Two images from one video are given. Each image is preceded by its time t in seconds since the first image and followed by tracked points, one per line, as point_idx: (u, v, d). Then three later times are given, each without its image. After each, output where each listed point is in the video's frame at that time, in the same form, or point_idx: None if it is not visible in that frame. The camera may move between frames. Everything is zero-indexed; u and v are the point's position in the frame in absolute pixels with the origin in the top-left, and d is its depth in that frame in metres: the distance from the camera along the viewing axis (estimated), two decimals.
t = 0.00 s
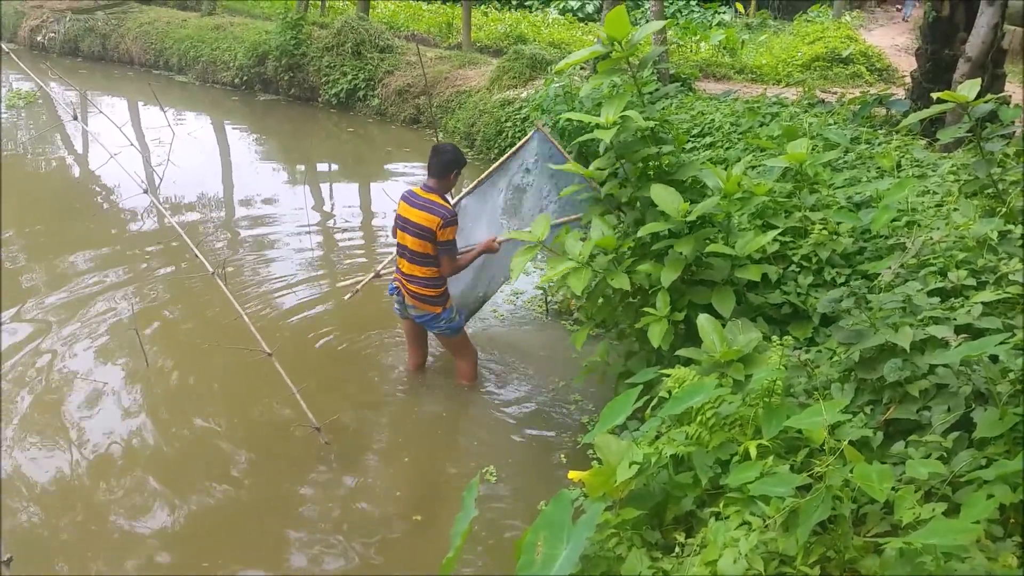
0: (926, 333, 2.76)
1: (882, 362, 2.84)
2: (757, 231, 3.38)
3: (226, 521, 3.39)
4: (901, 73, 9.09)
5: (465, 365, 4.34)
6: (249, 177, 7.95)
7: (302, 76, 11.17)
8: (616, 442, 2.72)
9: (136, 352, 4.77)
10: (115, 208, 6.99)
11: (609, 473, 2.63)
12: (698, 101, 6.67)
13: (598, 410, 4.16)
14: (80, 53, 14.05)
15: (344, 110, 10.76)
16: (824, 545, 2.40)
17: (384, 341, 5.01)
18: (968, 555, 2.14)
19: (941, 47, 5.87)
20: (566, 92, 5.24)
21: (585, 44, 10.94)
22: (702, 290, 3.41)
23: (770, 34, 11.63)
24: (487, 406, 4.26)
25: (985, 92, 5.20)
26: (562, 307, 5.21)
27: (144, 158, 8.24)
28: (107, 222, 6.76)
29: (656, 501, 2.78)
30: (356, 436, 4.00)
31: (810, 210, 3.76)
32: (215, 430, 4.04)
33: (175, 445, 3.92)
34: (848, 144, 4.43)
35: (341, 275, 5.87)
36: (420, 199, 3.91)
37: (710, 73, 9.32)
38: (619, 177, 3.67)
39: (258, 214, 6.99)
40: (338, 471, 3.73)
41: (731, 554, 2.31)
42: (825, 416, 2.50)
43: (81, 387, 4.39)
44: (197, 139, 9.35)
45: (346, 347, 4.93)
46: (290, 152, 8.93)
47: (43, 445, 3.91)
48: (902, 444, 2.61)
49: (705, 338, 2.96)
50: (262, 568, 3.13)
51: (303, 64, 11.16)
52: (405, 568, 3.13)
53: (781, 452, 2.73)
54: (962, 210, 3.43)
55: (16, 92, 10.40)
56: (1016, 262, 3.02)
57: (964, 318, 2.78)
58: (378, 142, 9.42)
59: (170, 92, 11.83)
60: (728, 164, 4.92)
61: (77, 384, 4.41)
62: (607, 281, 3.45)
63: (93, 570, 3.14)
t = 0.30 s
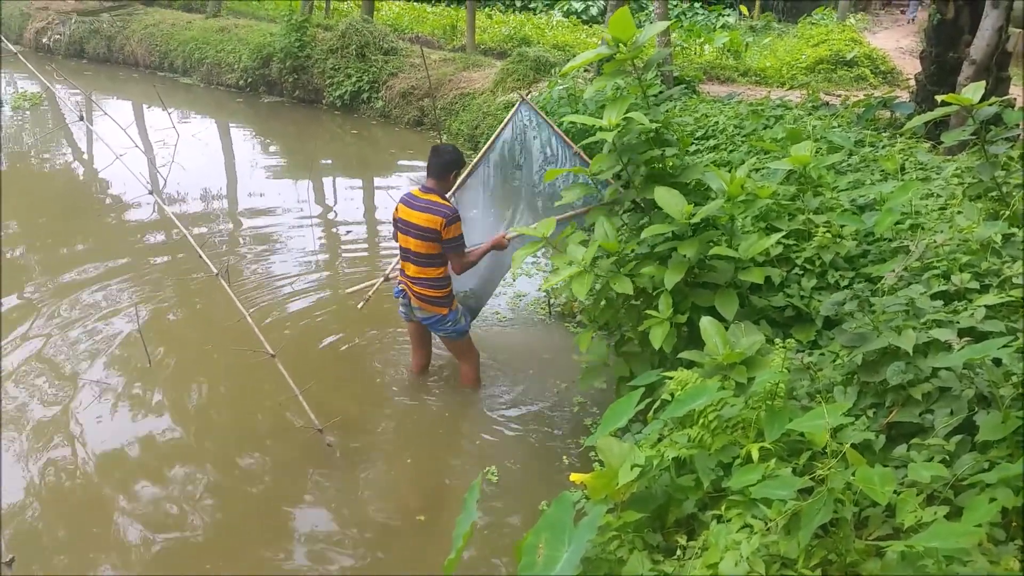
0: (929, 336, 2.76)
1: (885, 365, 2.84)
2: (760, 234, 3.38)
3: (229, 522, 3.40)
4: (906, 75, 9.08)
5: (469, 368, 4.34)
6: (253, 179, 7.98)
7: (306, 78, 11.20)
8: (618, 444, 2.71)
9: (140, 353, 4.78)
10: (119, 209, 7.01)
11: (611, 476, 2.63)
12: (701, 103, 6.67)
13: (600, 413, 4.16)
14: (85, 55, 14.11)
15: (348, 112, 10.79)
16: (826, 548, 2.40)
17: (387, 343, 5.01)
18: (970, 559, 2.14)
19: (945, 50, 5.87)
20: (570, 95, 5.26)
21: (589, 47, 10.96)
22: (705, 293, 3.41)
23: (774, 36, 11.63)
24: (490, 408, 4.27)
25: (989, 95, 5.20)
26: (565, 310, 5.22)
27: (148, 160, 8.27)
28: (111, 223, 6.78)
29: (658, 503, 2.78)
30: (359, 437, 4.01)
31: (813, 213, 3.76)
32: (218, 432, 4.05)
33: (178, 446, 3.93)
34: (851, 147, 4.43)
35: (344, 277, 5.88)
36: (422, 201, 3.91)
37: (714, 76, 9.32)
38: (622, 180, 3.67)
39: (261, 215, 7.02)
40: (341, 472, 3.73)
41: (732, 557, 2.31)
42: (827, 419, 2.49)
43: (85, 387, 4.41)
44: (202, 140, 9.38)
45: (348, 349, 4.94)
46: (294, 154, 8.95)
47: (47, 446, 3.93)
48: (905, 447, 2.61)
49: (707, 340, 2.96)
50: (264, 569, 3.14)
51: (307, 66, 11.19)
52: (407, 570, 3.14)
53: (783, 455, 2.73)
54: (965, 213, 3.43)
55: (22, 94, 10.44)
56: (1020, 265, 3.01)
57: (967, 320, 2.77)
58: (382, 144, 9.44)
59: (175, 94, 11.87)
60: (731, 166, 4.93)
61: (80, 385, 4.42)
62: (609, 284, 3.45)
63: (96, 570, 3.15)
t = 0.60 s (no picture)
0: (926, 341, 2.76)
1: (882, 370, 2.85)
2: (757, 239, 3.39)
3: (225, 525, 3.40)
4: (903, 81, 9.11)
5: (468, 371, 4.34)
6: (251, 183, 7.98)
7: (305, 82, 11.22)
8: (615, 449, 2.71)
9: (136, 356, 4.77)
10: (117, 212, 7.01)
11: (608, 480, 2.63)
12: (699, 109, 6.69)
13: (598, 417, 4.16)
14: (84, 58, 14.13)
15: (346, 116, 10.80)
16: (822, 553, 2.40)
17: (385, 347, 5.01)
18: (966, 564, 2.14)
19: (942, 56, 5.90)
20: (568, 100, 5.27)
21: (588, 52, 11.00)
22: (702, 297, 3.42)
23: (772, 42, 11.67)
24: (487, 412, 4.28)
25: (986, 102, 5.22)
26: (563, 314, 5.22)
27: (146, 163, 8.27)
28: (109, 226, 6.77)
29: (655, 508, 2.78)
30: (357, 441, 4.01)
31: (811, 218, 3.77)
32: (215, 435, 4.04)
33: (175, 450, 3.92)
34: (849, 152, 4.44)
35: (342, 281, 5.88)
36: (416, 206, 3.91)
37: (712, 81, 9.35)
38: (621, 184, 3.67)
39: (260, 219, 7.02)
40: (337, 476, 3.73)
41: (729, 562, 2.31)
42: (824, 424, 2.49)
43: (80, 390, 4.39)
44: (200, 144, 9.39)
45: (346, 354, 4.93)
46: (293, 157, 8.96)
47: (43, 449, 3.91)
48: (902, 453, 2.61)
49: (705, 345, 2.97)
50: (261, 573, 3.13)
51: (306, 70, 11.21)
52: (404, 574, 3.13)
53: (780, 460, 2.73)
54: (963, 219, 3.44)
55: (20, 97, 10.45)
56: (1016, 271, 3.02)
57: (964, 326, 2.78)
58: (380, 148, 9.45)
59: (173, 98, 11.88)
60: (729, 172, 4.94)
61: (77, 388, 4.41)
62: (607, 288, 3.46)
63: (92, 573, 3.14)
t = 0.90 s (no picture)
0: (931, 340, 2.76)
1: (886, 369, 2.84)
2: (761, 237, 3.38)
3: (229, 522, 3.40)
4: (907, 80, 9.09)
5: (471, 367, 4.34)
6: (255, 179, 7.97)
7: (308, 78, 11.21)
8: (618, 447, 2.72)
9: (139, 352, 4.78)
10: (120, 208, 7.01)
11: (612, 478, 2.64)
12: (703, 106, 6.68)
13: (601, 414, 4.16)
14: (87, 53, 14.14)
15: (349, 113, 10.80)
16: (826, 552, 2.40)
17: (388, 343, 5.02)
18: (970, 564, 2.14)
19: (947, 54, 5.89)
20: (572, 97, 5.26)
21: (591, 49, 10.98)
22: (706, 295, 3.41)
23: (776, 39, 11.65)
24: (490, 409, 4.28)
25: (991, 100, 5.21)
26: (566, 311, 5.22)
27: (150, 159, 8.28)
28: (112, 222, 6.78)
29: (658, 506, 2.79)
30: (359, 438, 4.01)
31: (815, 216, 3.76)
32: (219, 431, 4.05)
33: (179, 446, 3.93)
34: (853, 151, 4.44)
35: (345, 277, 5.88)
36: (414, 202, 3.91)
37: (715, 79, 9.33)
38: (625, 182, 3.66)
39: (263, 215, 7.01)
40: (341, 473, 3.73)
41: (733, 560, 2.31)
42: (828, 423, 2.49)
43: (85, 387, 4.40)
44: (203, 140, 9.39)
45: (349, 351, 4.93)
46: (296, 154, 8.96)
47: (47, 444, 3.92)
48: (906, 452, 2.61)
49: (709, 343, 2.96)
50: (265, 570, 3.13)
51: (309, 67, 11.20)
52: (407, 571, 3.14)
53: (783, 459, 2.73)
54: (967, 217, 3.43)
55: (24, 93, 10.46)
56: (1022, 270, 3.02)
57: (969, 325, 2.78)
58: (383, 145, 9.44)
59: (176, 94, 11.87)
60: (733, 169, 4.93)
61: (80, 384, 4.42)
62: (610, 286, 3.46)
63: (95, 569, 3.14)
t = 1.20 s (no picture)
0: (938, 346, 2.75)
1: (893, 374, 2.83)
2: (768, 241, 3.38)
3: (234, 522, 3.41)
4: (915, 85, 9.07)
5: (474, 370, 4.35)
6: (262, 181, 8.00)
7: (315, 81, 11.25)
8: (624, 451, 2.71)
9: (146, 353, 4.80)
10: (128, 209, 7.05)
11: (617, 482, 2.63)
12: (710, 111, 6.68)
13: (606, 418, 4.16)
14: (95, 56, 14.23)
15: (356, 116, 10.83)
16: (832, 558, 2.39)
17: (393, 346, 5.03)
18: (977, 571, 2.13)
19: (954, 59, 5.88)
20: (578, 101, 5.26)
21: (598, 53, 10.99)
22: (712, 300, 3.40)
23: (783, 44, 11.64)
24: (496, 412, 4.28)
25: (999, 106, 5.19)
26: (572, 314, 5.22)
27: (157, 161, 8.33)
28: (119, 224, 6.81)
29: (663, 510, 2.78)
30: (364, 440, 4.02)
31: (822, 221, 3.76)
32: (225, 432, 4.07)
33: (185, 446, 3.94)
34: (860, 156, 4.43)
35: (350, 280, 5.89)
36: (419, 203, 3.93)
37: (722, 83, 9.33)
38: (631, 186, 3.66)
39: (270, 217, 7.04)
40: (346, 475, 3.74)
41: (738, 565, 2.31)
42: (835, 428, 2.48)
43: (91, 387, 4.41)
44: (210, 142, 9.43)
45: (354, 353, 4.94)
46: (303, 156, 8.99)
47: (55, 444, 3.94)
48: (913, 457, 2.60)
49: (715, 348, 2.96)
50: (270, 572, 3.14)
51: (317, 70, 11.24)
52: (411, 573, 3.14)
53: (790, 464, 2.72)
54: (975, 223, 3.42)
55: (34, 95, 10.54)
56: None
57: (976, 331, 2.77)
58: (390, 147, 9.47)
59: (184, 96, 11.93)
60: (739, 174, 4.93)
61: (87, 384, 4.44)
62: (616, 290, 3.46)
63: (99, 569, 3.15)
